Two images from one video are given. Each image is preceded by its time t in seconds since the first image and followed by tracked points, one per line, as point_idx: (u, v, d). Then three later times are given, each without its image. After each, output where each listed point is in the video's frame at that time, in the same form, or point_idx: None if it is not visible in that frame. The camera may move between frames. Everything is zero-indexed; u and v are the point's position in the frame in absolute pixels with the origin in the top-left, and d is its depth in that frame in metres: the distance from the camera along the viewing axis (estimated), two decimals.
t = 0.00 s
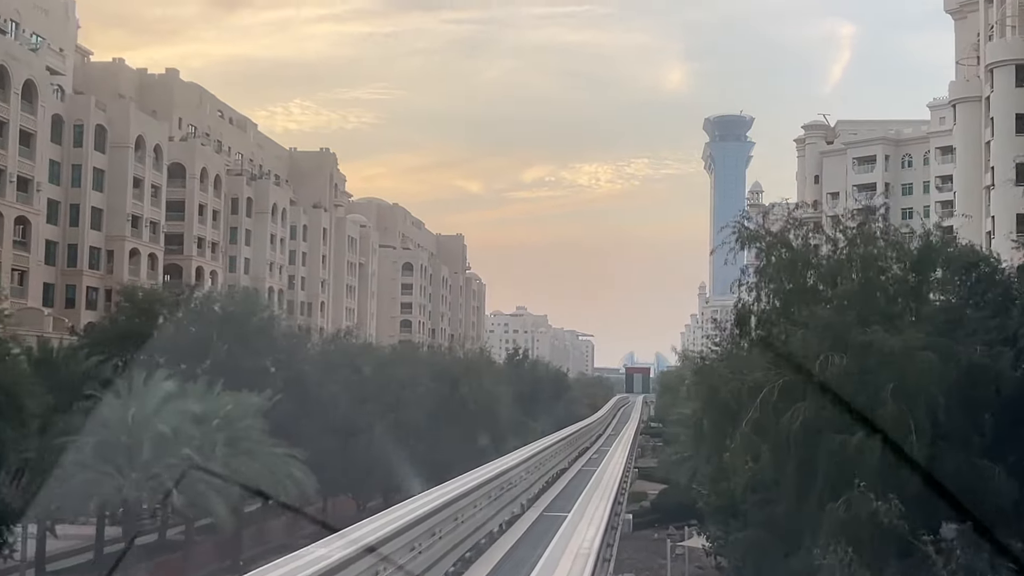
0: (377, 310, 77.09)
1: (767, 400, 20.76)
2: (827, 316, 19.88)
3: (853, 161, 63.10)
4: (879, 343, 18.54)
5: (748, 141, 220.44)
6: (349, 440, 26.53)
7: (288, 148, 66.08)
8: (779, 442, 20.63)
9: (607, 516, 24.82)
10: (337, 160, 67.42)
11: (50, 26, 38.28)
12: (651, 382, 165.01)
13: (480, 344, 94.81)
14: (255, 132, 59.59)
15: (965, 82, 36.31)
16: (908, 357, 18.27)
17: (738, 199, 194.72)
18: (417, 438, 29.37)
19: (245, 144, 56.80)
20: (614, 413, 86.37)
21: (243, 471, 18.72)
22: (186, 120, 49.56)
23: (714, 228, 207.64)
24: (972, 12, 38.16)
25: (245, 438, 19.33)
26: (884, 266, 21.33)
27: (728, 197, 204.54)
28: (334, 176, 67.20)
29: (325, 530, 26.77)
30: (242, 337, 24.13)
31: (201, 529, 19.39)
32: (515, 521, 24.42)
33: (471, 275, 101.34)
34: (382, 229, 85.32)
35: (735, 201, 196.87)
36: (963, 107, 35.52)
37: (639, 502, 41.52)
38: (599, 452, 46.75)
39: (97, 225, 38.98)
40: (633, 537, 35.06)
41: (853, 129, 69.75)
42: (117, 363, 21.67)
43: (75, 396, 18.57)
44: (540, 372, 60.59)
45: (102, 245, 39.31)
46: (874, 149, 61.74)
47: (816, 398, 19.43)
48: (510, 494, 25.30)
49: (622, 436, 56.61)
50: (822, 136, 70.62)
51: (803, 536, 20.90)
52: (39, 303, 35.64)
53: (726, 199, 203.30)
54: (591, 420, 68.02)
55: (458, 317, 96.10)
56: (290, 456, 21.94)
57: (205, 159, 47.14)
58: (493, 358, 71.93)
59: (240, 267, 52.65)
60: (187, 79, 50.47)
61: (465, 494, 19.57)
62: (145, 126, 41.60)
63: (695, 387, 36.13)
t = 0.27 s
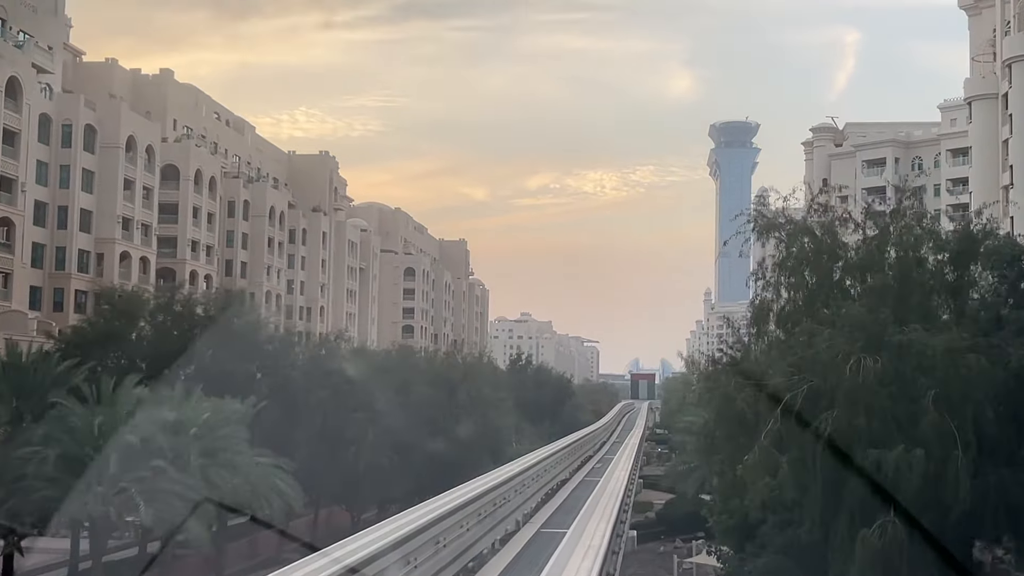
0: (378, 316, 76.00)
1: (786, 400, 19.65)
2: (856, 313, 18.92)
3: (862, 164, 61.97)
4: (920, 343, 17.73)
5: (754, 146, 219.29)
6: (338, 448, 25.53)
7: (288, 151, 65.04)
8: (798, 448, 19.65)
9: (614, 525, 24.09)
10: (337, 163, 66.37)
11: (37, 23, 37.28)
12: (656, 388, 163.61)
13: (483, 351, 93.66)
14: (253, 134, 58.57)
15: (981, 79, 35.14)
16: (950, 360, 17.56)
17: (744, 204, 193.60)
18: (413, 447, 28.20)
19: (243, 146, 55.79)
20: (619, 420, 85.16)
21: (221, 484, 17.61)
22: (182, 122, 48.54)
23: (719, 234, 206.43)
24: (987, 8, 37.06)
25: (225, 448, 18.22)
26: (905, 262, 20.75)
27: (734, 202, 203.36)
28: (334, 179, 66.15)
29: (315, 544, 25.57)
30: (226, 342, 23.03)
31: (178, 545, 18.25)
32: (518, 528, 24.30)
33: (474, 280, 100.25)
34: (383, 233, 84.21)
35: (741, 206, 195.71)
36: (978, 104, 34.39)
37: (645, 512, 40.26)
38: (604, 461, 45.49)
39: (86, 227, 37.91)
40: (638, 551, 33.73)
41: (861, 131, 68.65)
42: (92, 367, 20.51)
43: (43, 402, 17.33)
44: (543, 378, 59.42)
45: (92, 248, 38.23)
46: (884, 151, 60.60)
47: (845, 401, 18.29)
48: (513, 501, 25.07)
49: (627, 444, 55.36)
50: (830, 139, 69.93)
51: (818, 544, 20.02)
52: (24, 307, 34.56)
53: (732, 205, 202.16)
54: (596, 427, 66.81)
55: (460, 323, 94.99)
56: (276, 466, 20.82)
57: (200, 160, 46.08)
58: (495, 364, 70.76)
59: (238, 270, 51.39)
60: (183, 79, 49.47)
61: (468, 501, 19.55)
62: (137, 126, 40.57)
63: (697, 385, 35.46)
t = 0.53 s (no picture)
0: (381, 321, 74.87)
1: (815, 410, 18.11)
2: (898, 309, 17.61)
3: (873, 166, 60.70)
4: (977, 341, 16.46)
5: (762, 151, 217.72)
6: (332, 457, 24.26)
7: (288, 154, 64.06)
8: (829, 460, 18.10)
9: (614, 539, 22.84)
10: (339, 166, 65.35)
11: (26, 20, 36.33)
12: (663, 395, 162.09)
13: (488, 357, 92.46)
14: (253, 136, 57.60)
15: (999, 74, 33.89)
16: (1010, 361, 16.19)
17: (751, 210, 192.10)
18: (407, 457, 26.85)
19: (242, 148, 54.81)
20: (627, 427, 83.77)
21: (199, 496, 16.44)
22: (178, 122, 47.58)
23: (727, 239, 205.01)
24: (1005, 1, 35.84)
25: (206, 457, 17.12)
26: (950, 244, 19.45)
27: (741, 208, 201.97)
28: (335, 182, 65.13)
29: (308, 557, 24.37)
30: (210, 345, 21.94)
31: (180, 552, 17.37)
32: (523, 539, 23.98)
33: (479, 286, 99.11)
34: (386, 238, 83.12)
35: (748, 211, 194.26)
36: (997, 100, 33.18)
37: (652, 523, 38.92)
38: (611, 469, 44.23)
39: (75, 229, 36.86)
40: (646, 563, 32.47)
41: (872, 133, 67.40)
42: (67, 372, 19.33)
43: (7, 410, 16.21)
44: (547, 384, 58.19)
45: (82, 250, 37.16)
46: (896, 153, 59.34)
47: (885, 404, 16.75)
48: (516, 512, 24.83)
49: (635, 451, 54.06)
50: (840, 141, 68.68)
51: (850, 569, 18.51)
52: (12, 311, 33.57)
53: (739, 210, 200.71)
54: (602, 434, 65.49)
55: (465, 329, 93.84)
56: (259, 478, 19.69)
57: (196, 162, 45.09)
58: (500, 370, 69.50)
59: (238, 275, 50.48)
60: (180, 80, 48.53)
61: (471, 513, 19.38)
62: (130, 126, 39.58)
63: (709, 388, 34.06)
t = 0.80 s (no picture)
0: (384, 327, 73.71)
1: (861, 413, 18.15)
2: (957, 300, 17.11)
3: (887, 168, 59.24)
4: None
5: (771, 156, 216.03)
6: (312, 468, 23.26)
7: (289, 156, 63.05)
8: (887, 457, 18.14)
9: (623, 554, 21.68)
10: (341, 169, 64.30)
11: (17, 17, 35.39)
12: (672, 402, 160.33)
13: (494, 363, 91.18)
14: (253, 138, 56.61)
15: (1021, 68, 32.53)
16: None
17: (760, 215, 190.31)
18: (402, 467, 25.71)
19: (241, 150, 53.85)
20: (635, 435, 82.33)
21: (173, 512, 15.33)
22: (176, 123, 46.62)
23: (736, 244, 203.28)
24: None
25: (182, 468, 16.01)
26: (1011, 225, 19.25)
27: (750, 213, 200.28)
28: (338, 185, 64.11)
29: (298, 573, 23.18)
30: (192, 350, 20.83)
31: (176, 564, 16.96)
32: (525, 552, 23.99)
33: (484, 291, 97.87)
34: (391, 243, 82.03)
35: (757, 216, 192.65)
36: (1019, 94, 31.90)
37: (661, 535, 37.62)
38: (618, 477, 42.90)
39: (66, 230, 35.77)
40: None
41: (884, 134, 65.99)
42: (37, 378, 18.20)
43: None
44: (553, 392, 56.89)
45: (73, 252, 36.07)
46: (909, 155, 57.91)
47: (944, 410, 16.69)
48: (515, 525, 24.83)
49: (643, 459, 52.71)
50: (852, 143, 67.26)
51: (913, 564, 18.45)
52: None
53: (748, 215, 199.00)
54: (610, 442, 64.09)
55: (471, 335, 92.59)
56: (243, 490, 18.60)
57: (193, 163, 44.07)
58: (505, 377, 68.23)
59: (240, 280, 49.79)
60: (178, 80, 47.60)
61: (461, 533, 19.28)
62: (123, 125, 38.55)
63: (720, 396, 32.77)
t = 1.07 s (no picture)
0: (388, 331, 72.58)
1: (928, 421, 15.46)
2: None
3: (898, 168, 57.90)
4: None
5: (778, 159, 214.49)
6: (294, 479, 22.24)
7: (290, 158, 62.01)
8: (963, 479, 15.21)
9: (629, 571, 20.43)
10: (342, 170, 63.24)
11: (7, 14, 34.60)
12: (679, 407, 158.94)
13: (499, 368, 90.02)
14: (251, 139, 55.56)
15: None
16: None
17: (768, 218, 188.71)
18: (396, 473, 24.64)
19: (240, 151, 52.79)
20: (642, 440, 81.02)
21: (141, 526, 14.16)
22: (172, 123, 45.63)
23: (744, 248, 201.63)
24: None
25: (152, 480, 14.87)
26: None
27: (759, 216, 198.61)
28: (339, 187, 63.05)
29: None
30: (171, 353, 19.65)
31: None
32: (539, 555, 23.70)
33: (489, 294, 96.77)
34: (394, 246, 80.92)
35: (765, 220, 191.04)
36: None
37: (669, 545, 36.30)
38: (624, 485, 41.63)
39: (56, 231, 34.71)
40: None
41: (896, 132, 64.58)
42: (1, 385, 17.03)
43: None
44: (558, 397, 55.69)
45: (63, 254, 35.00)
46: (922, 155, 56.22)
47: None
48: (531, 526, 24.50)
49: (650, 466, 51.38)
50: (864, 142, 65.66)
51: None
52: None
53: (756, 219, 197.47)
54: (617, 447, 62.81)
55: (476, 339, 91.45)
56: (224, 502, 17.45)
57: (187, 161, 42.93)
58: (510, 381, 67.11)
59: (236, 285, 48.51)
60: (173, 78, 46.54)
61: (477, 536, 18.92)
62: (115, 123, 37.51)
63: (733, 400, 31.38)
